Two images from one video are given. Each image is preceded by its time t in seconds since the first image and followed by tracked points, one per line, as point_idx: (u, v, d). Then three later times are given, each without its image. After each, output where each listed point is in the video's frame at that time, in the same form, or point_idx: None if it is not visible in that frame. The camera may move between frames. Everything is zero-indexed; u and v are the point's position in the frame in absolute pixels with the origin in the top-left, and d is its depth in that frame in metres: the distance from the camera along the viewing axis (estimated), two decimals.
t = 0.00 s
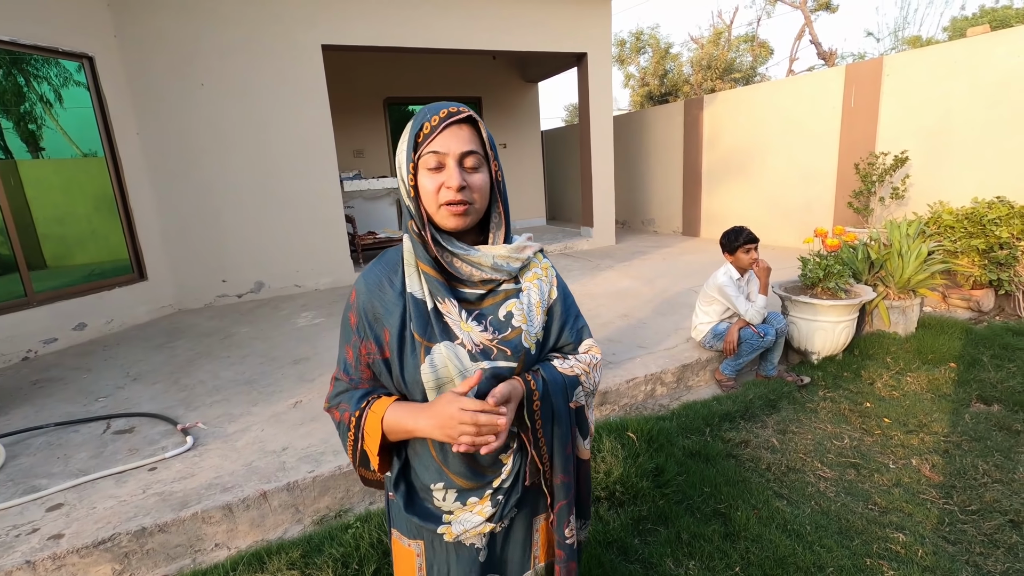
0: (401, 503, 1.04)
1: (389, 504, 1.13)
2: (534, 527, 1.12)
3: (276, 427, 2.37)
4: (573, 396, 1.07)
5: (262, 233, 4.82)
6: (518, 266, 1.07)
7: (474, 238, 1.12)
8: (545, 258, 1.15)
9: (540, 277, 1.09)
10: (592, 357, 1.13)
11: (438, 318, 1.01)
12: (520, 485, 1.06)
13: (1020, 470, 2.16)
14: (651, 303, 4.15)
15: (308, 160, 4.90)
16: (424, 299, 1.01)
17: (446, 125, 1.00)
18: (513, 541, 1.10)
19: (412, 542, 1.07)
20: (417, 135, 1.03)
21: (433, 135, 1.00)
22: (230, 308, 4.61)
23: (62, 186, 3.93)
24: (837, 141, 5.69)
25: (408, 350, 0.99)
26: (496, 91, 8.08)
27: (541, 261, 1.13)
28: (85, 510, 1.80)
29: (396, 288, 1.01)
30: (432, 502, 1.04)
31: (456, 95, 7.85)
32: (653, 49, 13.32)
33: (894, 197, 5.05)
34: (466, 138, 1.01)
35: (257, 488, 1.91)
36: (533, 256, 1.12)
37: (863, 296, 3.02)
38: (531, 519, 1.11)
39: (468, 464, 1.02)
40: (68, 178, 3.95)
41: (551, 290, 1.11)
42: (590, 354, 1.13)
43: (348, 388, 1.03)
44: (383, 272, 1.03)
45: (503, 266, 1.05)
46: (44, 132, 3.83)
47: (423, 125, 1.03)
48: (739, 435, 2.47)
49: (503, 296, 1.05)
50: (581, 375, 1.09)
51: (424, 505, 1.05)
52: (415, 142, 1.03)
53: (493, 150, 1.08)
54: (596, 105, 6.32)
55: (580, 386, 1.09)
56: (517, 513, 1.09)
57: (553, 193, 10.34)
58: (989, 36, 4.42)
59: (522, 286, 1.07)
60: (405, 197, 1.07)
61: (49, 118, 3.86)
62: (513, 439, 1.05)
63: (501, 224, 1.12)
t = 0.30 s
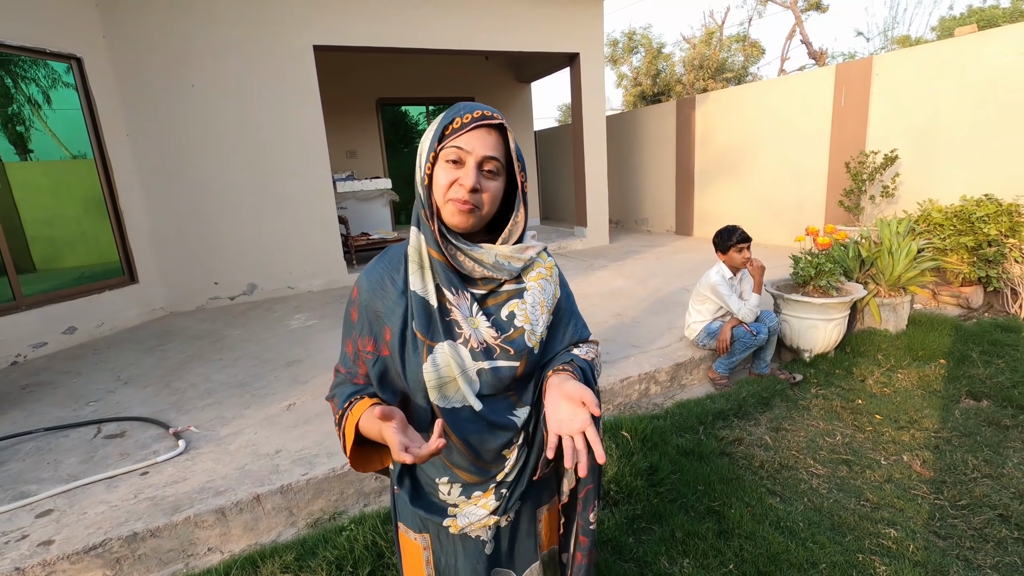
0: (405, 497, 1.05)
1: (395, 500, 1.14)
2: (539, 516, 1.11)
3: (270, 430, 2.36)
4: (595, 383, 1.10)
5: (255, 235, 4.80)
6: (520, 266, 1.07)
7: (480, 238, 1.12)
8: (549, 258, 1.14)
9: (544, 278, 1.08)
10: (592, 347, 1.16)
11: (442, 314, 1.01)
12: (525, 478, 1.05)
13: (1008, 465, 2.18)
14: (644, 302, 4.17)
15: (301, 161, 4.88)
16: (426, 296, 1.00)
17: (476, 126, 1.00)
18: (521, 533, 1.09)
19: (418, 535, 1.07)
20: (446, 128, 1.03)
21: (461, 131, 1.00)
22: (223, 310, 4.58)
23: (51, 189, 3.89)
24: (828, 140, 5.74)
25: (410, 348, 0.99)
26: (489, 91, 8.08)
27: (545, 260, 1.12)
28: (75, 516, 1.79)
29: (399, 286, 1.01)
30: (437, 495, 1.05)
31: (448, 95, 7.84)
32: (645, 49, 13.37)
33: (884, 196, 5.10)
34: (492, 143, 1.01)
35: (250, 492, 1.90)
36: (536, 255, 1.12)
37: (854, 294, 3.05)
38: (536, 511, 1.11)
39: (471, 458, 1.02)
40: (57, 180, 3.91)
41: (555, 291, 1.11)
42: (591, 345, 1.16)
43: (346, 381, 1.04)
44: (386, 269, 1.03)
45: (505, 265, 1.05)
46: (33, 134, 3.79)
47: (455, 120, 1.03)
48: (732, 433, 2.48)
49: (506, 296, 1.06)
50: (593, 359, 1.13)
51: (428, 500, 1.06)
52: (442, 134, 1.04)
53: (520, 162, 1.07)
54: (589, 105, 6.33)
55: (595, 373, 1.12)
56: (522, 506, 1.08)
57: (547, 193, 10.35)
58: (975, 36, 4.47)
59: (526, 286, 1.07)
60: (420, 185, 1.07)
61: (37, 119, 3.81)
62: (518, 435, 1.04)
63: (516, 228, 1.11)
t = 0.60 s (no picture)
0: (400, 497, 1.04)
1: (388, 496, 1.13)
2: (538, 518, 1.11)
3: (265, 431, 2.35)
4: (579, 383, 1.10)
5: (249, 235, 4.78)
6: (516, 268, 1.06)
7: (476, 238, 1.12)
8: (545, 260, 1.14)
9: (539, 278, 1.08)
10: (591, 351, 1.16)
11: (436, 314, 1.01)
12: (515, 477, 1.06)
13: (999, 461, 2.20)
14: (640, 301, 4.17)
15: (295, 161, 4.86)
16: (421, 296, 1.00)
17: (465, 122, 1.00)
18: (519, 535, 1.09)
19: (412, 534, 1.07)
20: (435, 127, 1.02)
21: (450, 129, 1.00)
22: (217, 310, 4.56)
23: (42, 188, 3.85)
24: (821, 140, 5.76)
25: (406, 349, 0.99)
26: (484, 90, 8.07)
27: (541, 262, 1.13)
28: (67, 518, 1.77)
29: (395, 286, 1.00)
30: (431, 496, 1.04)
31: (443, 94, 7.83)
32: (641, 48, 13.39)
33: (877, 195, 5.13)
34: (482, 137, 1.01)
35: (244, 492, 1.89)
36: (532, 257, 1.12)
37: (848, 292, 3.07)
38: (534, 513, 1.10)
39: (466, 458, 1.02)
40: (49, 180, 3.88)
41: (551, 291, 1.11)
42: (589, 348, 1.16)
43: (350, 386, 1.02)
44: (382, 268, 1.02)
45: (501, 268, 1.05)
46: (24, 134, 3.75)
47: (443, 119, 1.02)
48: (727, 431, 2.49)
49: (501, 297, 1.05)
50: (582, 363, 1.12)
51: (422, 499, 1.05)
52: (431, 134, 1.03)
53: (509, 155, 1.08)
54: (584, 104, 6.34)
55: (583, 373, 1.11)
56: (518, 504, 1.08)
57: (542, 192, 10.36)
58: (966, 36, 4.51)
59: (521, 287, 1.07)
60: (414, 187, 1.06)
61: (29, 118, 3.77)
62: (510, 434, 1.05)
63: (507, 226, 1.11)
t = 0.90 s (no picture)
0: (392, 503, 1.04)
1: (379, 504, 1.14)
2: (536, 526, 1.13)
3: (263, 428, 2.35)
4: (573, 390, 1.09)
5: (249, 232, 4.77)
6: (508, 267, 1.06)
7: (465, 236, 1.12)
8: (537, 260, 1.14)
9: (531, 278, 1.08)
10: (586, 353, 1.15)
11: (427, 315, 1.00)
12: (513, 483, 1.05)
13: (996, 465, 2.20)
14: (639, 301, 4.17)
15: (295, 159, 4.86)
16: (412, 296, 1.00)
17: (445, 117, 1.00)
18: (514, 540, 1.09)
19: (404, 541, 1.07)
20: (416, 125, 1.03)
21: (432, 125, 1.00)
22: (217, 307, 4.56)
23: (43, 184, 3.85)
24: (823, 142, 5.76)
25: (396, 349, 0.99)
26: (486, 89, 8.06)
27: (533, 261, 1.12)
28: (66, 513, 1.77)
29: (385, 287, 1.01)
30: (423, 501, 1.04)
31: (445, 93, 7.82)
32: (643, 49, 13.38)
33: (878, 197, 5.13)
34: (465, 131, 1.01)
35: (243, 489, 1.89)
36: (524, 257, 1.11)
37: (848, 294, 3.06)
38: (527, 518, 1.10)
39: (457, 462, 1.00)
40: (49, 175, 3.88)
41: (543, 291, 1.11)
42: (583, 350, 1.15)
43: (335, 388, 1.03)
44: (372, 270, 1.02)
45: (493, 266, 1.04)
46: (25, 129, 3.76)
47: (424, 116, 1.03)
48: (725, 432, 2.49)
49: (493, 296, 1.05)
50: (577, 370, 1.11)
51: (415, 505, 1.05)
52: (414, 132, 1.03)
53: (492, 149, 1.08)
54: (585, 104, 6.33)
55: (577, 380, 1.10)
56: (513, 510, 1.08)
57: (543, 192, 10.36)
58: (969, 41, 4.52)
59: (513, 287, 1.06)
60: (400, 187, 1.06)
61: (29, 113, 3.77)
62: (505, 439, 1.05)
63: (495, 224, 1.10)
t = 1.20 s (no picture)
0: (376, 515, 1.04)
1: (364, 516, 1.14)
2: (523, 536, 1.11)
3: (266, 427, 2.35)
4: (561, 392, 1.09)
5: (252, 233, 4.79)
6: (491, 267, 1.06)
7: (447, 237, 1.12)
8: (521, 262, 1.14)
9: (515, 280, 1.08)
10: (571, 357, 1.15)
11: (408, 320, 1.00)
12: (500, 491, 1.05)
13: (1000, 470, 2.19)
14: (642, 304, 4.17)
15: (299, 159, 4.87)
16: (392, 300, 1.00)
17: (418, 120, 1.02)
18: (502, 552, 1.08)
19: (390, 553, 1.08)
20: (391, 130, 1.04)
21: (406, 129, 1.01)
22: (220, 306, 4.57)
23: (48, 183, 3.87)
24: (827, 146, 5.76)
25: (377, 355, 0.99)
26: (489, 90, 8.08)
27: (517, 264, 1.12)
28: (69, 511, 1.78)
29: (366, 292, 1.02)
30: (408, 513, 1.04)
31: (449, 94, 7.84)
32: (646, 51, 13.41)
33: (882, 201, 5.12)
34: (439, 132, 1.02)
35: (245, 488, 1.90)
36: (508, 258, 1.11)
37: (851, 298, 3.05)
38: (516, 528, 1.10)
39: (439, 468, 1.01)
40: (55, 174, 3.90)
41: (528, 294, 1.11)
42: (569, 354, 1.16)
43: (317, 398, 1.04)
44: (353, 276, 1.03)
45: (475, 266, 1.05)
46: (31, 127, 3.77)
47: (397, 121, 1.04)
48: (728, 436, 2.49)
49: (476, 297, 1.05)
50: (564, 371, 1.11)
51: (400, 517, 1.05)
52: (389, 137, 1.04)
53: (467, 151, 1.09)
54: (589, 106, 6.34)
55: (565, 381, 1.11)
56: (501, 521, 1.07)
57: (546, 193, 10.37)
58: (974, 45, 4.52)
59: (496, 289, 1.06)
60: (379, 192, 1.06)
61: (36, 111, 3.79)
62: (490, 445, 1.03)
63: (473, 226, 1.11)
